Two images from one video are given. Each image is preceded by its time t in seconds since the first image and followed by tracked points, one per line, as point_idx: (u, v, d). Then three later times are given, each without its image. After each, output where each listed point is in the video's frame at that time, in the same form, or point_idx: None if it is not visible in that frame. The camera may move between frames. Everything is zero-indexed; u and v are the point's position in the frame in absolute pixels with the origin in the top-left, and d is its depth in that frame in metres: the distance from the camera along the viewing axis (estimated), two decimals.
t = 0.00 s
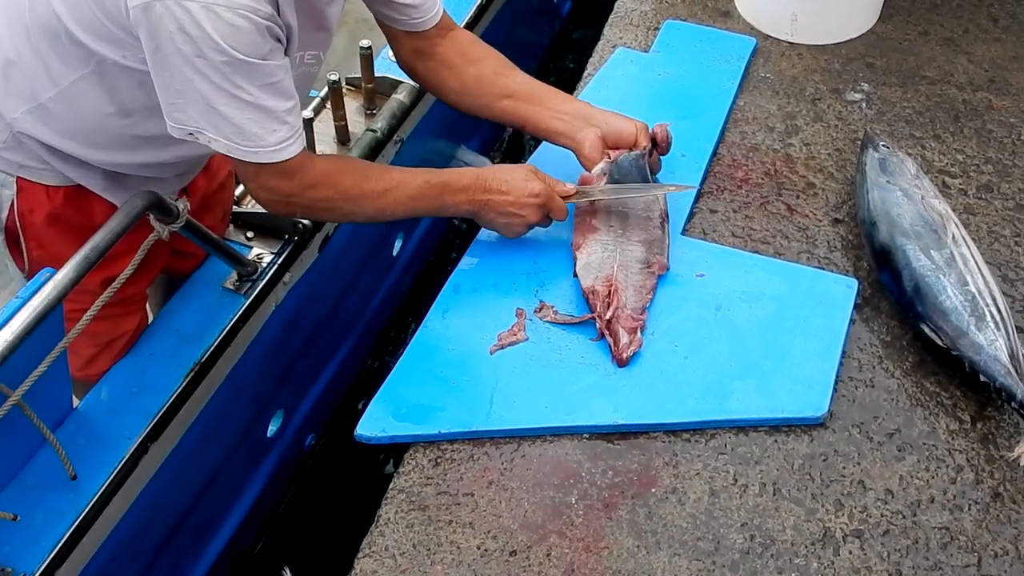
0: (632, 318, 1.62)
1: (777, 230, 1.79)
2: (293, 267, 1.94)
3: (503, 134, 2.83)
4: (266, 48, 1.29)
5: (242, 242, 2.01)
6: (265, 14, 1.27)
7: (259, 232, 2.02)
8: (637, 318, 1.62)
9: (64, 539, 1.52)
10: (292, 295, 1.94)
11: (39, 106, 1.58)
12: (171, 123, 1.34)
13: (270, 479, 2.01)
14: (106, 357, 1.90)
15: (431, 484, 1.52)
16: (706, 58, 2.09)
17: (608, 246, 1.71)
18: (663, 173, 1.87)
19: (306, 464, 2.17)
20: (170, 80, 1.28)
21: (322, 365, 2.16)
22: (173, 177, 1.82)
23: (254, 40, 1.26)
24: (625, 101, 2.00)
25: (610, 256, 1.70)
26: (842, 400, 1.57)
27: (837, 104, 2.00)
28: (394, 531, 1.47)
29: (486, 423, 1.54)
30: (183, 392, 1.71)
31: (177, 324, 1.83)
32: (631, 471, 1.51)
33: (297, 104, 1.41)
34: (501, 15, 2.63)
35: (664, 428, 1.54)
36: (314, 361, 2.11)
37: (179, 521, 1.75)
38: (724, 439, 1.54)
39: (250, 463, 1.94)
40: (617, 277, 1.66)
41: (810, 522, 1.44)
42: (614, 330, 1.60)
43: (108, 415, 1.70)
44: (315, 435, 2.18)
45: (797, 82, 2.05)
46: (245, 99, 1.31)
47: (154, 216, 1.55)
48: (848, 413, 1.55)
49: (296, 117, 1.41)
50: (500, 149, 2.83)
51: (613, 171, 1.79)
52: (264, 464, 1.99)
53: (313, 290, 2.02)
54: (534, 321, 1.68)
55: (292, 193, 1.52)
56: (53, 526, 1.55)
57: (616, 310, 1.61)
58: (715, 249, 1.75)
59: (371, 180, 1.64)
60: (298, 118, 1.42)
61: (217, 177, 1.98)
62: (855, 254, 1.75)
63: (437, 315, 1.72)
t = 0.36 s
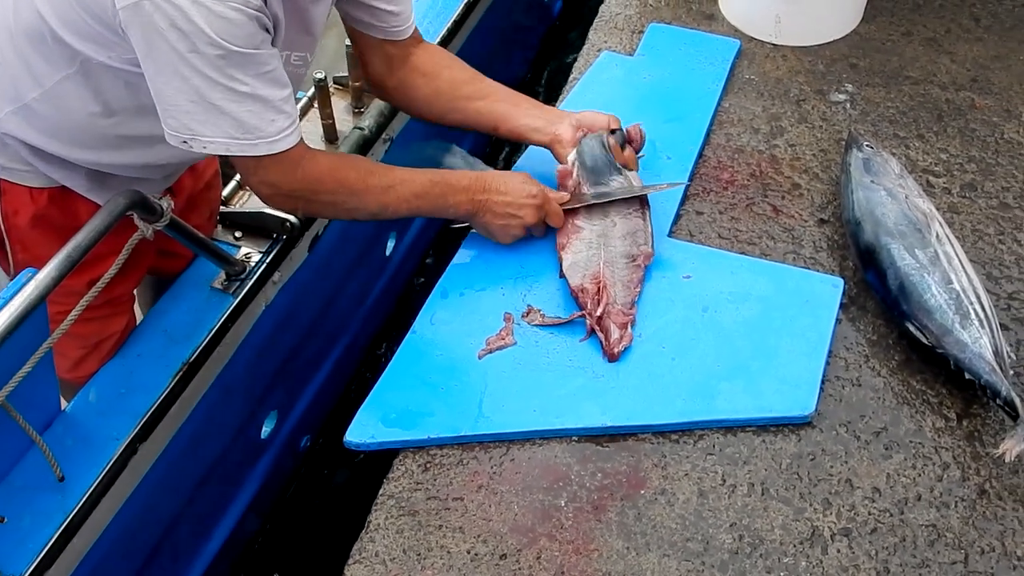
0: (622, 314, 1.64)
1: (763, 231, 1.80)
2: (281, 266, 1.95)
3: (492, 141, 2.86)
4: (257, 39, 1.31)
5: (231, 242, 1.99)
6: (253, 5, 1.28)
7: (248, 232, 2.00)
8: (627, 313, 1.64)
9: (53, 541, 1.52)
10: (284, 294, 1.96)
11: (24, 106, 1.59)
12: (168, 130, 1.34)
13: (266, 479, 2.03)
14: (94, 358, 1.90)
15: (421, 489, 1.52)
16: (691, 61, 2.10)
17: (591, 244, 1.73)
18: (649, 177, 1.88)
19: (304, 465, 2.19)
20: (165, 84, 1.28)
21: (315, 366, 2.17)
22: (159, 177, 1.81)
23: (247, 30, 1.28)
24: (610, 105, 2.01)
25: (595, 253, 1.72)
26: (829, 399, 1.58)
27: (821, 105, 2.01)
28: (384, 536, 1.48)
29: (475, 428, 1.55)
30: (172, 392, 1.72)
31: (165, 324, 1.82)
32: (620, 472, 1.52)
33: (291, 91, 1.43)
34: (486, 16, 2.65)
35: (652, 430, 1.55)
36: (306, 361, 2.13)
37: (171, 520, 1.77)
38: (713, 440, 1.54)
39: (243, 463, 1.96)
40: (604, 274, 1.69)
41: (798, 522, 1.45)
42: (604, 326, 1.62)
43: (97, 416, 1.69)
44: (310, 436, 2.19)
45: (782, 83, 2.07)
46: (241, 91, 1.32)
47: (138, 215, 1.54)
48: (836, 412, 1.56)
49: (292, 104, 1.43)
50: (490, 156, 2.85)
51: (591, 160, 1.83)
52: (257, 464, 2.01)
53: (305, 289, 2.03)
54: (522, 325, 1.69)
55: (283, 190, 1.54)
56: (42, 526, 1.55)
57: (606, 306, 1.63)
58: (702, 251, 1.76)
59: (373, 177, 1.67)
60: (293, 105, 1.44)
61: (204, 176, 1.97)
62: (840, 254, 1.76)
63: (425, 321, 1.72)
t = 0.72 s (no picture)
0: (609, 300, 1.66)
1: (748, 224, 1.81)
2: (270, 263, 1.95)
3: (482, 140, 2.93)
4: (222, 38, 1.33)
5: (216, 239, 1.99)
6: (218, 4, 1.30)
7: (233, 230, 2.00)
8: (614, 300, 1.66)
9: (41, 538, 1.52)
10: (273, 291, 1.97)
11: None
12: (138, 125, 1.37)
13: (261, 479, 2.06)
14: (81, 357, 1.96)
15: (411, 489, 1.53)
16: (673, 57, 2.11)
17: (576, 232, 1.75)
18: (633, 174, 1.89)
19: (301, 464, 2.22)
20: (133, 82, 1.30)
21: (309, 365, 2.20)
22: (138, 177, 1.85)
23: (211, 28, 1.30)
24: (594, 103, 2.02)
25: (580, 242, 1.74)
26: (816, 389, 1.59)
27: (803, 97, 2.03)
28: (375, 536, 1.49)
29: (464, 427, 1.56)
30: (159, 388, 1.71)
31: (152, 323, 1.81)
32: (609, 467, 1.53)
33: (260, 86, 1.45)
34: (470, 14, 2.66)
35: (640, 424, 1.56)
36: (299, 360, 2.15)
37: (166, 521, 1.80)
38: (701, 433, 1.55)
39: (238, 463, 1.98)
40: (590, 262, 1.71)
41: (786, 512, 1.46)
42: (593, 313, 1.64)
43: (85, 415, 1.69)
44: (307, 435, 2.23)
45: (764, 77, 2.08)
46: (211, 89, 1.35)
47: (120, 213, 1.55)
48: (822, 402, 1.57)
49: (262, 99, 1.45)
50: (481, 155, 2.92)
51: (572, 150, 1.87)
52: (253, 463, 2.04)
53: (294, 288, 2.06)
54: (510, 324, 1.70)
55: (261, 183, 1.58)
56: (30, 526, 1.55)
57: (593, 294, 1.66)
58: (687, 245, 1.77)
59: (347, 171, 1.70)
60: (262, 100, 1.47)
61: (186, 175, 2.01)
62: (825, 245, 1.77)
63: (412, 323, 1.73)
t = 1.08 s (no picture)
0: (601, 286, 1.68)
1: (732, 220, 1.81)
2: (256, 259, 1.94)
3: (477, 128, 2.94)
4: (194, 13, 1.33)
5: (203, 235, 1.97)
6: None
7: (220, 226, 1.97)
8: (605, 286, 1.69)
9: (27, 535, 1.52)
10: (261, 288, 1.97)
11: None
12: (122, 112, 1.37)
13: (252, 477, 2.06)
14: (67, 353, 1.98)
15: (399, 488, 1.54)
16: (656, 54, 2.11)
17: (562, 221, 1.77)
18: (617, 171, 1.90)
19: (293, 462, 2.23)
20: (110, 66, 1.31)
21: (299, 363, 2.20)
22: (116, 170, 1.90)
23: (181, 5, 1.30)
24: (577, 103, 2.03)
25: (566, 231, 1.76)
26: (801, 383, 1.60)
27: (786, 93, 2.03)
28: (363, 537, 1.50)
29: (451, 426, 1.57)
30: (147, 383, 1.70)
31: (139, 319, 1.81)
32: (595, 465, 1.53)
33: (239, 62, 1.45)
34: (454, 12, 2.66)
35: (626, 421, 1.57)
36: (289, 357, 2.15)
37: (156, 518, 1.79)
38: (687, 429, 1.56)
39: (228, 460, 1.99)
40: (579, 250, 1.73)
41: (772, 506, 1.47)
42: (584, 300, 1.67)
43: (72, 413, 1.68)
44: (298, 431, 2.24)
45: (747, 73, 2.08)
46: (188, 66, 1.35)
47: (101, 207, 1.56)
48: (807, 397, 1.58)
49: (242, 75, 1.45)
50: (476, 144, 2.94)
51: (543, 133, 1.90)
52: (243, 460, 2.04)
53: (283, 284, 2.06)
54: (496, 323, 1.70)
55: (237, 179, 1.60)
56: (18, 521, 1.54)
57: (584, 280, 1.68)
58: (673, 242, 1.77)
59: (341, 160, 1.69)
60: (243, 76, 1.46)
61: (167, 172, 2.07)
62: (809, 240, 1.77)
63: (399, 324, 1.73)
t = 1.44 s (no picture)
0: (590, 276, 1.69)
1: (723, 219, 1.81)
2: (253, 256, 1.94)
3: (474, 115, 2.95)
4: (184, 5, 1.33)
5: (202, 234, 1.96)
6: None
7: (218, 224, 1.97)
8: (594, 276, 1.70)
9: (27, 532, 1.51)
10: (256, 286, 1.96)
11: None
12: (115, 105, 1.37)
13: (247, 475, 2.05)
14: (65, 351, 1.99)
15: (390, 488, 1.53)
16: (646, 54, 2.11)
17: (551, 213, 1.78)
18: (608, 170, 1.90)
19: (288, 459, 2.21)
20: (101, 59, 1.31)
21: (295, 360, 2.19)
22: (110, 167, 1.90)
23: None
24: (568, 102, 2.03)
25: (555, 222, 1.77)
26: (792, 381, 1.59)
27: (777, 91, 2.03)
28: (354, 537, 1.49)
29: (442, 425, 1.56)
30: (146, 380, 1.70)
31: (137, 316, 1.81)
32: (586, 463, 1.53)
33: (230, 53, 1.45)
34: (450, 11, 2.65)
35: (618, 420, 1.56)
36: (285, 355, 2.14)
37: (151, 516, 1.78)
38: (678, 427, 1.56)
39: (223, 459, 1.97)
40: (567, 241, 1.74)
41: (763, 505, 1.46)
42: (575, 291, 1.67)
43: (70, 409, 1.67)
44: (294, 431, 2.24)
45: (738, 72, 2.08)
46: (180, 58, 1.35)
47: (100, 205, 1.55)
48: (799, 395, 1.58)
49: (234, 66, 1.45)
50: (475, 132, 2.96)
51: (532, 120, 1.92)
52: (238, 459, 2.02)
53: (279, 282, 2.05)
54: (487, 322, 1.70)
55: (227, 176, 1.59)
56: (17, 518, 1.53)
57: (573, 271, 1.69)
58: (664, 241, 1.77)
59: (331, 159, 1.69)
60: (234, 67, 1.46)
61: (162, 169, 2.08)
62: (800, 238, 1.77)
63: (389, 324, 1.73)
